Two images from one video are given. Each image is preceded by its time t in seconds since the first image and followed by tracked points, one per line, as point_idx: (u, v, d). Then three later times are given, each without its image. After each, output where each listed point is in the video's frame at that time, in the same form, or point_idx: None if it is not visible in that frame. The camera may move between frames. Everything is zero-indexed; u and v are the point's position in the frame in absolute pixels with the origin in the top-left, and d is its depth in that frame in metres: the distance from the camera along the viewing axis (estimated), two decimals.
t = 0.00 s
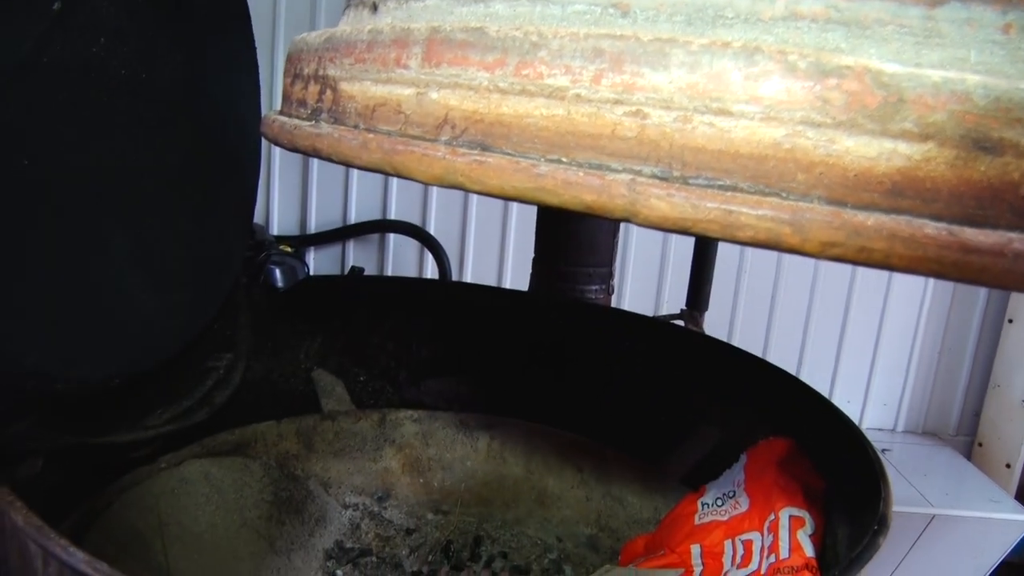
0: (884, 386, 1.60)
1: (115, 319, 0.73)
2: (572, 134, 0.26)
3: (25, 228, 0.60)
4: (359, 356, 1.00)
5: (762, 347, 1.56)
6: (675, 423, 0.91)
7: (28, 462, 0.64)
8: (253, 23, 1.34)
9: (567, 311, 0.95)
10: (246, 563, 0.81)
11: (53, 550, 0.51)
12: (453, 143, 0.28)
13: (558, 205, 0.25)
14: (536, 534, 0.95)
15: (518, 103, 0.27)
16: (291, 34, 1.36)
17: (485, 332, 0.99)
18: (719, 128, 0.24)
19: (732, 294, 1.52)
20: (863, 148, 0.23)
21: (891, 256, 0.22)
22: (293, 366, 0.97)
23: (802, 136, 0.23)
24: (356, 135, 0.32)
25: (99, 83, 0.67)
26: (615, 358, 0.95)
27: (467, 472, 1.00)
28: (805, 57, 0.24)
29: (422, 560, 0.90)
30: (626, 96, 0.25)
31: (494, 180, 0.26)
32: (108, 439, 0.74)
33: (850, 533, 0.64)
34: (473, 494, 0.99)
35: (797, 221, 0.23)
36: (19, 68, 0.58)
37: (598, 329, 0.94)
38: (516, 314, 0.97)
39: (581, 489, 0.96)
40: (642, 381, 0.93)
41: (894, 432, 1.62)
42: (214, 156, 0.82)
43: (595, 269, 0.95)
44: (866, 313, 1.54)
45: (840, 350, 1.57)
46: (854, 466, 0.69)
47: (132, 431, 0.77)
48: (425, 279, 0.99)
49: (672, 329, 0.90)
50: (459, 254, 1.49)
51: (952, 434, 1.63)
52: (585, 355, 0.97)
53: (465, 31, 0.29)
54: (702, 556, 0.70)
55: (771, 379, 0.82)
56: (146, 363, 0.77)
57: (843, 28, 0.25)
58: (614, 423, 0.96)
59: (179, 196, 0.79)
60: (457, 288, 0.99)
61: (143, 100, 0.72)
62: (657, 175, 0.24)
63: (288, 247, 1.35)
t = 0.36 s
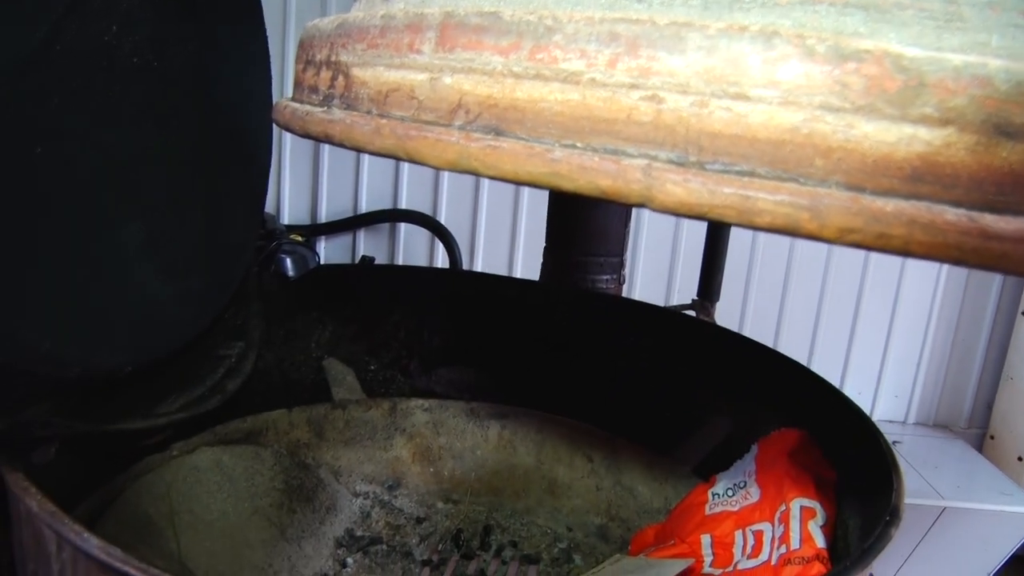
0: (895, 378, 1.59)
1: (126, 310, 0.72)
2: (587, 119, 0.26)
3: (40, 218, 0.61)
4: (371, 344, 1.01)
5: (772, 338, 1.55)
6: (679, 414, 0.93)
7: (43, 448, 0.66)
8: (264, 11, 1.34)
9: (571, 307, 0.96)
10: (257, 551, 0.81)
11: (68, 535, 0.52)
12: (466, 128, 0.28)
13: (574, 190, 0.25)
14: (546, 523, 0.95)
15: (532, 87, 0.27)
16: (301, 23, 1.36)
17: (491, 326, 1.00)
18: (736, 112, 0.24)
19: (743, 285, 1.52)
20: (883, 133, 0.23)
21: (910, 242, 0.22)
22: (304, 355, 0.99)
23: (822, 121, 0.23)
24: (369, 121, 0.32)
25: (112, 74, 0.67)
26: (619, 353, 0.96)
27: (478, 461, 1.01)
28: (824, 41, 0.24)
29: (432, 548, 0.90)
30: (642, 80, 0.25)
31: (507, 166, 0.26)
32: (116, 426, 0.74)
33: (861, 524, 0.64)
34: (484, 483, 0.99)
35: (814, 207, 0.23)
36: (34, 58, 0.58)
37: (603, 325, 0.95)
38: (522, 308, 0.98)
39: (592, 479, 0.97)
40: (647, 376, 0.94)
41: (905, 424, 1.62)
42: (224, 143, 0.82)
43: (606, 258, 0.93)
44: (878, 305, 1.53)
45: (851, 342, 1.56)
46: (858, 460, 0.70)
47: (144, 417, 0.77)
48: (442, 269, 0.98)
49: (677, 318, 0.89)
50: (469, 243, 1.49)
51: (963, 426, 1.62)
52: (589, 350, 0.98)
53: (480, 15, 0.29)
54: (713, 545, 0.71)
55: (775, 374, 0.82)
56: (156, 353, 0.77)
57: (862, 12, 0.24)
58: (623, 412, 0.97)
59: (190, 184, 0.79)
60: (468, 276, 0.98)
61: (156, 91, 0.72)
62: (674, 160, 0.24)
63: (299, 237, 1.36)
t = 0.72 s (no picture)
0: (906, 370, 1.58)
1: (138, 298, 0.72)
2: (607, 96, 0.25)
3: (51, 206, 0.61)
4: (379, 334, 1.00)
5: (783, 328, 1.54)
6: (689, 406, 0.92)
7: (53, 434, 0.63)
8: None
9: (581, 298, 0.95)
10: (267, 539, 0.82)
11: (81, 521, 0.52)
12: (482, 108, 0.28)
13: (595, 170, 0.24)
14: (555, 513, 0.95)
15: (549, 64, 0.26)
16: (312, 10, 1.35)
17: (503, 314, 0.99)
18: (762, 88, 0.23)
19: (754, 276, 1.51)
20: (915, 110, 0.22)
21: (944, 222, 0.22)
22: (315, 345, 0.97)
23: (852, 97, 0.22)
24: (381, 102, 0.31)
25: (124, 62, 0.67)
26: (629, 344, 0.95)
27: (487, 451, 1.01)
28: (854, 14, 0.23)
29: (441, 537, 0.89)
30: (664, 56, 0.24)
31: (525, 145, 0.25)
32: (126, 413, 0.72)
33: (871, 517, 0.64)
34: (493, 473, 1.00)
35: (845, 185, 0.22)
36: (42, 48, 0.58)
37: (612, 315, 0.94)
38: (531, 298, 0.97)
39: (601, 470, 0.97)
40: (659, 367, 0.93)
41: (915, 417, 1.60)
42: (237, 132, 0.81)
43: (616, 249, 0.94)
44: (889, 295, 1.52)
45: (862, 333, 1.54)
46: (871, 455, 0.68)
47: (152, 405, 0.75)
48: (453, 257, 0.98)
49: (690, 309, 0.89)
50: (479, 234, 1.48)
51: (974, 419, 1.61)
52: (600, 341, 0.96)
53: None
54: (722, 536, 0.70)
55: (785, 366, 0.82)
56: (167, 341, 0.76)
57: None
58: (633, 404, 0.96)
59: (204, 173, 0.78)
60: (476, 265, 0.98)
61: (169, 78, 0.72)
62: (698, 138, 0.24)
63: (308, 226, 1.35)
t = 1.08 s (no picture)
0: (917, 363, 1.56)
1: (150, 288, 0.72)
2: (628, 79, 0.26)
3: (67, 196, 0.61)
4: (388, 325, 1.00)
5: (793, 319, 1.53)
6: (698, 398, 0.92)
7: (66, 423, 0.63)
8: None
9: (591, 288, 0.96)
10: (276, 528, 0.81)
11: (92, 509, 0.52)
12: (499, 92, 0.28)
13: (614, 151, 0.26)
14: (563, 504, 0.94)
15: (569, 47, 0.27)
16: None
17: (515, 306, 0.99)
18: (787, 69, 0.24)
19: (765, 267, 1.49)
20: (946, 91, 0.22)
21: (975, 206, 0.22)
22: (325, 336, 0.98)
23: (880, 78, 0.23)
24: (395, 87, 0.31)
25: (136, 53, 0.67)
26: (637, 335, 0.95)
27: (497, 442, 1.00)
28: None
29: (450, 528, 0.90)
30: (687, 38, 0.25)
31: (545, 128, 0.26)
32: (138, 402, 0.71)
33: (881, 514, 0.63)
34: (502, 464, 0.99)
35: (872, 168, 0.22)
36: (51, 40, 0.58)
37: (621, 307, 0.95)
38: (541, 288, 0.98)
39: (609, 463, 0.96)
40: (667, 358, 0.94)
41: (925, 411, 1.58)
42: (250, 121, 0.80)
43: (626, 240, 0.93)
44: (901, 288, 1.50)
45: (873, 326, 1.53)
46: (886, 452, 0.67)
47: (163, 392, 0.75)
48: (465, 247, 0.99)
49: (700, 300, 0.90)
50: (489, 225, 1.48)
51: (985, 413, 1.59)
52: (608, 331, 0.97)
53: None
54: (732, 529, 0.69)
55: (800, 361, 0.81)
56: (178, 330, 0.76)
57: None
58: (641, 395, 0.96)
59: (217, 164, 0.78)
60: (486, 256, 0.99)
61: (181, 69, 0.71)
62: (719, 120, 0.25)
63: (318, 217, 1.36)
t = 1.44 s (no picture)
0: (928, 355, 1.56)
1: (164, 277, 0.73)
2: (642, 71, 0.26)
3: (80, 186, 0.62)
4: (398, 313, 1.01)
5: (804, 309, 1.52)
6: (705, 389, 0.93)
7: (78, 411, 0.65)
8: None
9: (601, 280, 0.97)
10: (285, 516, 0.82)
11: (105, 496, 0.53)
12: (513, 83, 0.29)
13: (627, 143, 0.26)
14: (572, 495, 0.96)
15: (583, 39, 0.28)
16: None
17: (527, 296, 1.00)
18: (801, 62, 0.24)
19: (775, 258, 1.49)
20: (960, 84, 0.22)
21: (988, 200, 0.22)
22: (335, 325, 0.99)
23: (894, 71, 0.23)
24: (410, 78, 0.32)
25: (148, 42, 0.67)
26: (645, 326, 0.96)
27: (506, 432, 1.00)
28: None
29: (459, 517, 0.91)
30: (701, 30, 0.25)
31: (558, 119, 0.27)
32: (151, 390, 0.72)
33: (891, 507, 0.64)
34: (511, 453, 0.99)
35: (885, 162, 0.23)
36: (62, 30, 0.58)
37: (630, 298, 0.96)
38: (553, 279, 0.98)
39: (621, 453, 0.96)
40: (673, 354, 0.95)
41: (936, 404, 1.58)
42: (259, 111, 0.80)
43: (636, 231, 0.95)
44: (912, 281, 1.50)
45: (884, 318, 1.52)
46: (897, 445, 0.68)
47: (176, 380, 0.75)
48: (474, 239, 1.00)
49: (713, 291, 0.90)
50: (499, 215, 1.48)
51: (997, 406, 1.59)
52: (617, 322, 0.98)
53: None
54: (742, 519, 0.70)
55: (807, 354, 0.82)
56: (188, 318, 0.77)
57: None
58: (650, 386, 0.97)
59: (229, 154, 0.78)
60: (494, 247, 1.00)
61: (191, 58, 0.71)
62: (734, 113, 0.25)
63: (328, 207, 1.36)
